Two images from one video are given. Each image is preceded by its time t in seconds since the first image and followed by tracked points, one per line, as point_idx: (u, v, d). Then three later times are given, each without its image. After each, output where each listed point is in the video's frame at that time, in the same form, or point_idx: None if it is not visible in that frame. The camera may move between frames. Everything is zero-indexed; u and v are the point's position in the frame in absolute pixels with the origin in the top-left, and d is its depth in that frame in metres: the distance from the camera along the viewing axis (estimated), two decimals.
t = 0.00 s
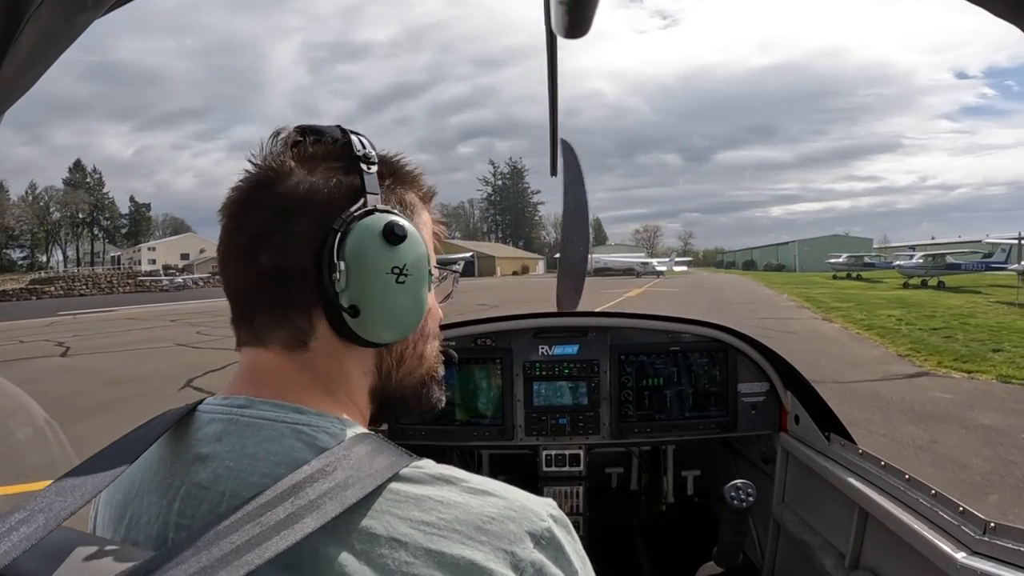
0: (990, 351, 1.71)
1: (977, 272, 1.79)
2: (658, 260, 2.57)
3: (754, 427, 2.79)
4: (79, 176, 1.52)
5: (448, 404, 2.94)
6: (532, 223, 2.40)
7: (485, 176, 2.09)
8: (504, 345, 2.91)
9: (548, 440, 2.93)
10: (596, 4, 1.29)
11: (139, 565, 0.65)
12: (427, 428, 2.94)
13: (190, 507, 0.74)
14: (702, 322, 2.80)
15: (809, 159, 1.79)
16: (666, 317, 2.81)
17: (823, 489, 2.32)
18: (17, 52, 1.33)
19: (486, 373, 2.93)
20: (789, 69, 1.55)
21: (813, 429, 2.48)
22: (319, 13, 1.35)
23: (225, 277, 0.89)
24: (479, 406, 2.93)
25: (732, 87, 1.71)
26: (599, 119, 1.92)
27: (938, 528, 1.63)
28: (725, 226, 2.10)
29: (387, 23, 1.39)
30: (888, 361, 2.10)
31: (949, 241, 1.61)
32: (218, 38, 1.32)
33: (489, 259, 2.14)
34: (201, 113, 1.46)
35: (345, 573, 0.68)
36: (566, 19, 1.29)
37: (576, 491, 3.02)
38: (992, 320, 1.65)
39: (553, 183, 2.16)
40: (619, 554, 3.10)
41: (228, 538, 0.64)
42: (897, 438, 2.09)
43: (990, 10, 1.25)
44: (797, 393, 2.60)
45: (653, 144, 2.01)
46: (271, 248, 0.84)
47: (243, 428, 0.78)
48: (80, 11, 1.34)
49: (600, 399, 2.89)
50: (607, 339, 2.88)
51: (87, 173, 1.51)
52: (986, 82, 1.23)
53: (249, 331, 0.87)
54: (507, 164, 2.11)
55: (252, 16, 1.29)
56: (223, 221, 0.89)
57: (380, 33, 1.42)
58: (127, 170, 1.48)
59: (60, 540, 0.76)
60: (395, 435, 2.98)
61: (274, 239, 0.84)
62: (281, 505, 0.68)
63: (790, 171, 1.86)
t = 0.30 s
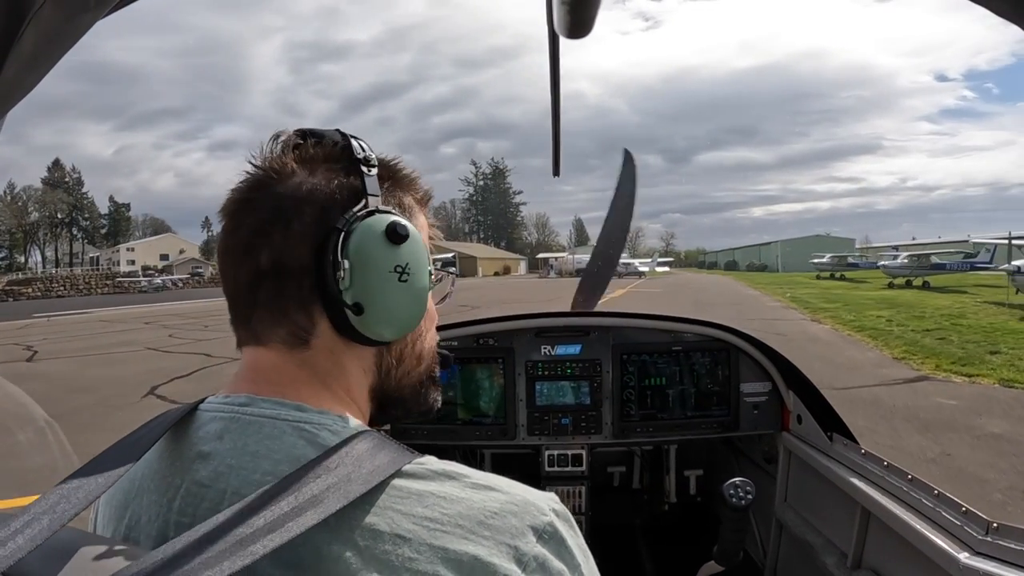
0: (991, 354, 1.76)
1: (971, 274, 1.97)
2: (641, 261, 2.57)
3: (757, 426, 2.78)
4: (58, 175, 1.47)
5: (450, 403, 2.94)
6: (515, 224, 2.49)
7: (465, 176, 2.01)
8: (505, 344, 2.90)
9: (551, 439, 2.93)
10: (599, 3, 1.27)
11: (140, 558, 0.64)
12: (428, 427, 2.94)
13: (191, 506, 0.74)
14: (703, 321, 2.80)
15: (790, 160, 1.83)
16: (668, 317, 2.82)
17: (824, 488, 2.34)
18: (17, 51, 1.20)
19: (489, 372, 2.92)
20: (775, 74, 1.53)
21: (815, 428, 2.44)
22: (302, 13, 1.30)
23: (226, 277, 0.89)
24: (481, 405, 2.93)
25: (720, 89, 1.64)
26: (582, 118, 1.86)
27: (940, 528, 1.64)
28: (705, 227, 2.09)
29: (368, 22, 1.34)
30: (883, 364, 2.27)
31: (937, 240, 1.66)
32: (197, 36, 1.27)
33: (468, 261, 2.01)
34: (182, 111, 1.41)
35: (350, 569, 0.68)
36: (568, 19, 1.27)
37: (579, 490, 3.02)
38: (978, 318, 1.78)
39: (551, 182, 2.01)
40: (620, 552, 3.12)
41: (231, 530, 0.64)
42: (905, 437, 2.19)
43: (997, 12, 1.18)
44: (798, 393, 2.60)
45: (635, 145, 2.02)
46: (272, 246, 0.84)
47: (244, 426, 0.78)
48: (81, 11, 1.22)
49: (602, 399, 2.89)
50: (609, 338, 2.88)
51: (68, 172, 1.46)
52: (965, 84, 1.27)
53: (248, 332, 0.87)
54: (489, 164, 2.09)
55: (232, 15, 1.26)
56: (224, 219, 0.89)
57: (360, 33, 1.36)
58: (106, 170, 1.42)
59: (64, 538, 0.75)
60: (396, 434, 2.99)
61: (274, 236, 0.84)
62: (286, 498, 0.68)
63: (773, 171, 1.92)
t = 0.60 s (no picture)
0: (987, 356, 1.67)
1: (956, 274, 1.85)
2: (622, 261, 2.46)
3: (760, 424, 2.80)
4: (36, 173, 1.56)
5: (451, 402, 2.94)
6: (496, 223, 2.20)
7: (448, 176, 1.93)
8: (507, 342, 2.91)
9: (552, 438, 2.93)
10: None
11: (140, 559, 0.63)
12: (431, 425, 2.94)
13: (191, 505, 0.74)
14: (705, 320, 2.79)
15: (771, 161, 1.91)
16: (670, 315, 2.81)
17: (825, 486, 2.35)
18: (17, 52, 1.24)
19: (491, 371, 2.91)
20: (753, 74, 1.60)
21: (816, 425, 2.47)
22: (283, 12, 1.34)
23: (231, 273, 0.85)
24: (482, 404, 2.93)
25: (702, 91, 1.70)
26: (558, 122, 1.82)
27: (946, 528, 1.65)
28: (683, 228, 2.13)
29: (351, 22, 1.38)
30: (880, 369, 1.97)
31: (916, 240, 1.70)
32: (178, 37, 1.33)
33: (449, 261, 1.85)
34: (161, 111, 1.50)
35: (352, 564, 0.69)
36: (571, 15, 1.26)
37: (580, 488, 3.01)
38: (967, 318, 1.71)
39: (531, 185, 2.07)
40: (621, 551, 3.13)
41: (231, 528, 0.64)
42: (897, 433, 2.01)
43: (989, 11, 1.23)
44: (801, 391, 2.62)
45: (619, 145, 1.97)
46: (300, 248, 0.83)
47: (243, 425, 0.77)
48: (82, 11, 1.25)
49: (604, 398, 2.90)
50: (610, 336, 2.89)
51: (44, 170, 1.55)
52: (945, 87, 1.35)
53: (257, 332, 0.85)
54: (470, 163, 1.97)
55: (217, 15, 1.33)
56: (234, 213, 0.85)
57: (343, 33, 1.41)
58: (86, 169, 1.50)
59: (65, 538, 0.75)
60: (399, 433, 2.99)
61: (302, 239, 0.83)
62: (288, 495, 0.67)
63: (755, 172, 2.01)
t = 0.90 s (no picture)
0: (988, 359, 1.69)
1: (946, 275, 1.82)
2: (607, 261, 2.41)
3: (759, 424, 2.81)
4: (16, 171, 1.60)
5: (451, 401, 2.93)
6: (479, 224, 2.07)
7: (431, 177, 1.89)
8: (507, 342, 2.91)
9: (551, 438, 2.93)
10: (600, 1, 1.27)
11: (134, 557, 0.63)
12: (431, 426, 2.94)
13: (189, 505, 0.73)
14: (704, 320, 2.80)
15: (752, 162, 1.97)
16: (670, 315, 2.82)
17: (824, 487, 2.36)
18: (18, 54, 1.31)
19: (490, 372, 2.91)
20: (738, 74, 1.64)
21: (814, 424, 2.49)
22: (268, 12, 1.37)
23: (241, 270, 0.83)
24: (481, 404, 2.92)
25: (686, 93, 1.74)
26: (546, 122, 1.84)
27: (944, 527, 1.67)
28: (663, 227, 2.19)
29: (336, 22, 1.41)
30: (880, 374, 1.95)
31: (899, 241, 1.75)
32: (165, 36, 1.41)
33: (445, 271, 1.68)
34: (144, 109, 1.56)
35: (351, 563, 0.68)
36: (570, 17, 1.27)
37: (580, 488, 3.04)
38: (964, 319, 1.74)
39: (511, 186, 2.08)
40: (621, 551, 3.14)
41: (231, 527, 0.64)
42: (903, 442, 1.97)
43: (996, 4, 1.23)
44: (801, 392, 2.63)
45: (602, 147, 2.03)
46: (322, 249, 0.82)
47: (242, 423, 0.77)
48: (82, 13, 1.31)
49: (603, 398, 2.90)
50: (610, 336, 2.89)
51: (24, 168, 1.60)
52: (927, 89, 1.47)
53: (267, 332, 0.83)
54: (453, 164, 1.94)
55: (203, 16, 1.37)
56: (247, 207, 0.83)
57: (328, 33, 1.45)
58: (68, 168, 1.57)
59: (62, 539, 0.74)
60: (398, 433, 2.99)
61: (325, 239, 0.83)
62: (287, 490, 0.67)
63: (736, 174, 2.00)
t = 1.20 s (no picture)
0: (992, 362, 1.71)
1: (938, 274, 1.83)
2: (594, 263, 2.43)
3: (760, 424, 2.82)
4: None
5: (451, 402, 2.93)
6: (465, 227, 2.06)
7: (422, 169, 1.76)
8: (507, 343, 2.90)
9: (553, 439, 2.93)
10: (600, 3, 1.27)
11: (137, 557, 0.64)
12: (432, 427, 2.94)
13: (193, 506, 0.73)
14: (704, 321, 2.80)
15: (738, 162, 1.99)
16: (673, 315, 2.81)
17: (825, 486, 2.37)
18: (18, 57, 1.31)
19: (491, 373, 2.91)
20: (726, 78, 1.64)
21: (815, 424, 2.49)
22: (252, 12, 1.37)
23: (251, 271, 0.82)
24: (482, 404, 2.92)
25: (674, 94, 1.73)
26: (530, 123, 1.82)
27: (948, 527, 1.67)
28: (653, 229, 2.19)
29: (320, 20, 1.42)
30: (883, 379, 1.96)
31: (884, 243, 1.83)
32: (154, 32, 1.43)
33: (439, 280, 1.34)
34: (129, 110, 1.56)
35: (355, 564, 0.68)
36: (570, 18, 1.26)
37: (582, 489, 3.04)
38: (962, 320, 1.75)
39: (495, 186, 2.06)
40: (621, 552, 3.14)
41: (235, 526, 0.64)
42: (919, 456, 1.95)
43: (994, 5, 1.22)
44: (802, 392, 2.63)
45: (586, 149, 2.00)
46: (333, 252, 0.82)
47: (246, 424, 0.77)
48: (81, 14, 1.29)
49: (605, 399, 2.90)
50: (611, 337, 2.89)
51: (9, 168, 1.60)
52: (914, 91, 1.49)
53: (275, 333, 0.83)
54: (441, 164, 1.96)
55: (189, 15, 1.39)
56: (257, 208, 0.82)
57: (314, 32, 1.45)
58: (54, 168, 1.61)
59: (67, 539, 0.74)
60: (400, 435, 2.97)
61: (337, 242, 0.83)
62: (289, 493, 0.68)
63: (722, 174, 2.04)
